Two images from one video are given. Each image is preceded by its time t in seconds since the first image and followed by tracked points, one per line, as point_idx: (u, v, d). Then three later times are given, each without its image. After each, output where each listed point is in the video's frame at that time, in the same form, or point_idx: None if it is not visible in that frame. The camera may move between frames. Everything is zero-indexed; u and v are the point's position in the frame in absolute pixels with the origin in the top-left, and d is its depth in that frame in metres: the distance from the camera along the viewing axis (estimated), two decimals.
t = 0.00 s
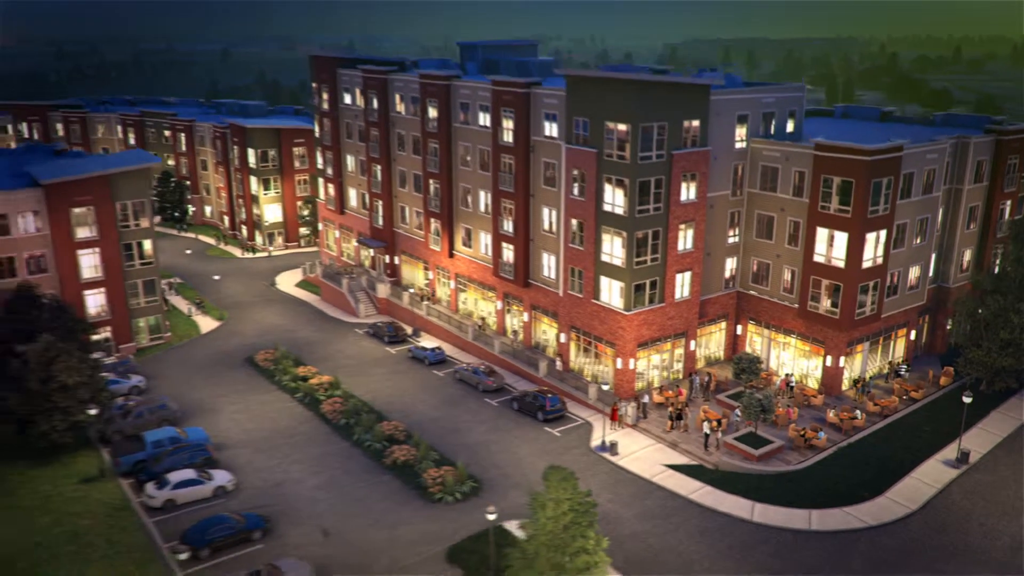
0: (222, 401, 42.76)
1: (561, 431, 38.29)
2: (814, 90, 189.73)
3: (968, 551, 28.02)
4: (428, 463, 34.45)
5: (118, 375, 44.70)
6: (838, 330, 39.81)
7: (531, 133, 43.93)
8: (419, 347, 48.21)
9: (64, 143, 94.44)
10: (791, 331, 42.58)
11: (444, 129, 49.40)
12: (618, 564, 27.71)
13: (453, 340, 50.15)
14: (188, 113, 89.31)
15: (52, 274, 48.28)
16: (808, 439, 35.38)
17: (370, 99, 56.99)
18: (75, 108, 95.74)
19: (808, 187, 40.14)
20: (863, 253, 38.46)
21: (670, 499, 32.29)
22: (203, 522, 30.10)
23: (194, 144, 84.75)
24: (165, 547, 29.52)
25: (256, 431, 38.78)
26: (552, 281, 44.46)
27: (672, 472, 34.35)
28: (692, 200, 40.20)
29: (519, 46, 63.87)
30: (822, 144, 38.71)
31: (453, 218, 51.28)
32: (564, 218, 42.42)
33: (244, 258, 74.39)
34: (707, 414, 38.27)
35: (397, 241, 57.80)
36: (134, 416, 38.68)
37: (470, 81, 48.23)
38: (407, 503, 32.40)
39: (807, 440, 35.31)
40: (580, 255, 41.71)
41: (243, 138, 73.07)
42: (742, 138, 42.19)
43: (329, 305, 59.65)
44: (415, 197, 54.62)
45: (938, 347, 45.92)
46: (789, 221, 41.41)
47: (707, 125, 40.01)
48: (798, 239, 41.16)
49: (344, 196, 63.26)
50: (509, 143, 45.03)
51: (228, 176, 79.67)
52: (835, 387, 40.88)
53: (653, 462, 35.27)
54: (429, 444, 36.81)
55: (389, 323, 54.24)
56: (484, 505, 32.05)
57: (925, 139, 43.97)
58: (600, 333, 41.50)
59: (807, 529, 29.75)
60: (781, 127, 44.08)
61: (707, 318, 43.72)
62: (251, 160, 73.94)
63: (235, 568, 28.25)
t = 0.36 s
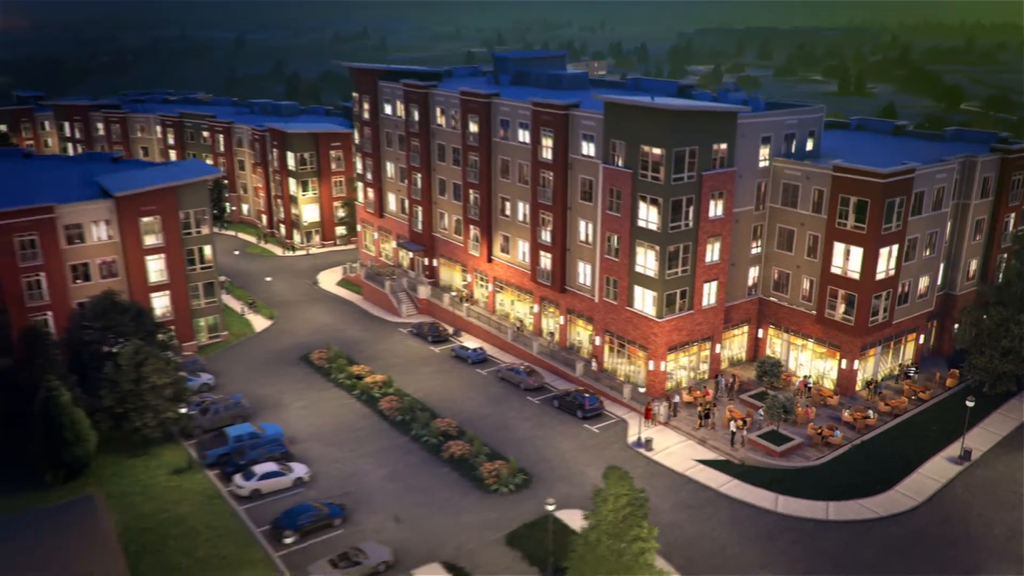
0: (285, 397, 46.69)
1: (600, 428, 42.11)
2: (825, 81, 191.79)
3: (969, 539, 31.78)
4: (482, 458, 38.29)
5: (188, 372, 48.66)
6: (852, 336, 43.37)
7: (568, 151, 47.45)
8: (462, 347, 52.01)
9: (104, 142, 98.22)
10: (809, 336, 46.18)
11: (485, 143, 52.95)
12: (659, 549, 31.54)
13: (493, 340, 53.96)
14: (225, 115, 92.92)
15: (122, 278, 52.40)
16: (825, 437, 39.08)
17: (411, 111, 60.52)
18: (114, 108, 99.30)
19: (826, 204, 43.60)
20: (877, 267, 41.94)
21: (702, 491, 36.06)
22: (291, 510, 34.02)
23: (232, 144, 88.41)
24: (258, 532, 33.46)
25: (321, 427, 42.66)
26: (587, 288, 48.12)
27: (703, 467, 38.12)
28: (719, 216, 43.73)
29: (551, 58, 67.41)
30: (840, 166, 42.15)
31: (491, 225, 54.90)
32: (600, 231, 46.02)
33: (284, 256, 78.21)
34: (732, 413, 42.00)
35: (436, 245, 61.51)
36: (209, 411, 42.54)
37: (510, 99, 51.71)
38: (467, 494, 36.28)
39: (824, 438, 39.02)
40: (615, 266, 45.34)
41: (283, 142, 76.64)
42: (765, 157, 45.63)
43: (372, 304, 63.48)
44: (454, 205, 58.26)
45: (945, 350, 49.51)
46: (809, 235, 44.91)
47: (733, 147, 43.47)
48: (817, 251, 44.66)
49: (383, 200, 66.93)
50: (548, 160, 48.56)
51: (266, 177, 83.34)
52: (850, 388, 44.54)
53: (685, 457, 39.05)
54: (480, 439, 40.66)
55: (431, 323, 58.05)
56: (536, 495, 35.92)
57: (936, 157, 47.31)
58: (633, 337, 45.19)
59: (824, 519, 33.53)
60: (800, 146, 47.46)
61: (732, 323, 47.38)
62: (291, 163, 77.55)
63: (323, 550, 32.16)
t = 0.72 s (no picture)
0: (345, 392, 51.06)
1: (635, 423, 46.38)
2: (838, 73, 194.14)
3: (969, 526, 35.93)
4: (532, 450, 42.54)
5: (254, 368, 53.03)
6: (866, 339, 47.34)
7: (605, 166, 51.36)
8: (503, 345, 56.22)
9: (146, 141, 102.48)
10: (826, 338, 50.19)
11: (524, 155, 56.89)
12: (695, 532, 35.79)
13: (530, 339, 58.13)
14: (262, 116, 96.92)
15: (189, 280, 56.76)
16: (841, 432, 43.19)
17: (451, 121, 64.45)
18: (154, 108, 103.42)
19: (843, 218, 47.46)
20: (889, 276, 45.85)
21: (731, 480, 40.26)
22: (366, 496, 38.40)
23: (270, 145, 92.47)
24: (338, 516, 37.82)
25: (382, 420, 46.99)
26: (621, 292, 52.20)
27: (730, 458, 42.33)
28: (745, 229, 47.68)
29: (581, 69, 71.16)
30: (856, 183, 45.97)
31: (529, 231, 58.94)
32: (634, 241, 50.05)
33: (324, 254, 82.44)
34: (756, 409, 46.09)
35: (474, 247, 65.61)
36: (279, 404, 46.88)
37: (548, 115, 55.56)
38: (520, 482, 40.58)
39: (840, 433, 43.11)
40: (649, 273, 49.38)
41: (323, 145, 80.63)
42: (787, 173, 49.46)
43: (413, 302, 67.70)
44: (493, 211, 62.31)
45: (951, 350, 53.48)
46: (827, 245, 48.82)
47: (759, 166, 47.31)
48: (834, 261, 48.57)
49: (422, 203, 70.98)
50: (585, 173, 52.51)
51: (305, 177, 87.43)
52: (863, 387, 48.56)
53: (714, 449, 43.27)
54: (528, 432, 44.90)
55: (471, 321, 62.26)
56: (582, 483, 40.19)
57: (945, 172, 51.03)
58: (665, 339, 49.30)
59: (840, 506, 37.71)
60: (820, 160, 51.15)
61: (755, 325, 51.41)
62: (330, 165, 81.61)
63: (398, 532, 36.50)
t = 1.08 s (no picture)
0: (400, 385, 55.70)
1: (668, 415, 50.91)
2: (852, 65, 196.66)
3: (971, 511, 40.43)
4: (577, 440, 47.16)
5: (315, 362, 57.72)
6: (880, 339, 51.67)
7: (639, 179, 55.64)
8: (542, 342, 60.75)
9: (187, 139, 107.00)
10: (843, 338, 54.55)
11: (562, 165, 61.16)
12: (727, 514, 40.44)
13: (566, 335, 62.65)
14: (299, 116, 101.18)
15: (251, 280, 61.39)
16: (856, 425, 47.66)
17: (490, 130, 68.68)
18: (194, 107, 107.84)
19: (860, 228, 51.68)
20: (902, 283, 50.12)
21: (757, 468, 44.83)
22: (433, 481, 43.14)
23: (309, 145, 96.81)
24: (408, 499, 42.61)
25: (437, 412, 51.65)
26: (653, 294, 56.62)
27: (756, 448, 46.89)
28: (770, 238, 51.95)
29: (611, 79, 75.18)
30: (872, 198, 50.17)
31: (565, 235, 63.32)
32: (667, 248, 54.39)
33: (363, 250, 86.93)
34: (779, 404, 50.56)
35: (511, 248, 70.02)
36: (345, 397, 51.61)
37: (586, 129, 59.73)
38: (568, 469, 45.21)
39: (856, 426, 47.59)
40: (680, 278, 53.77)
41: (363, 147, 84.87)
42: (809, 186, 53.62)
43: (453, 299, 72.21)
44: (530, 215, 66.66)
45: (958, 348, 57.76)
46: (845, 253, 53.08)
47: (783, 181, 51.52)
48: (851, 267, 52.83)
49: (460, 205, 75.33)
50: (620, 184, 56.79)
51: (343, 176, 91.80)
52: (877, 383, 52.95)
53: (741, 440, 47.83)
54: (571, 423, 49.50)
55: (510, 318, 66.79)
56: (623, 470, 44.81)
57: (955, 185, 55.09)
58: (694, 338, 53.75)
59: (857, 492, 42.28)
60: (840, 172, 55.23)
61: (777, 325, 55.78)
62: (369, 166, 85.93)
63: (463, 513, 41.25)
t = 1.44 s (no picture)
0: (451, 376, 60.72)
1: (699, 406, 55.85)
2: (866, 56, 199.33)
3: (974, 495, 45.29)
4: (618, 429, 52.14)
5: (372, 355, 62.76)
6: (893, 337, 56.44)
7: (672, 188, 60.26)
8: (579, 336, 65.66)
9: (228, 136, 111.71)
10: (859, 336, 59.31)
11: (598, 173, 65.80)
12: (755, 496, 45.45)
13: (601, 330, 67.55)
14: (336, 115, 105.77)
15: (309, 278, 66.33)
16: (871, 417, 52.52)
17: (528, 137, 73.27)
18: (234, 105, 112.52)
19: (876, 236, 56.29)
20: (915, 287, 54.78)
21: (781, 455, 49.77)
22: (491, 466, 48.26)
23: (347, 143, 101.48)
24: (470, 481, 47.76)
25: (488, 402, 56.67)
26: (684, 294, 61.41)
27: (780, 437, 51.83)
28: (793, 244, 56.60)
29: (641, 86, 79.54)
30: (888, 209, 54.72)
31: (600, 237, 68.05)
32: (697, 252, 59.12)
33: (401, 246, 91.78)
34: (800, 396, 55.43)
35: (547, 247, 74.77)
36: (403, 387, 56.64)
37: (621, 139, 64.30)
38: (611, 455, 50.22)
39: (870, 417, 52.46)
40: (710, 280, 58.54)
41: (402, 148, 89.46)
42: (830, 196, 58.16)
43: (491, 294, 77.10)
44: (566, 217, 71.38)
45: (966, 344, 62.43)
46: (862, 258, 57.72)
47: (806, 192, 56.11)
48: (867, 271, 57.45)
49: (497, 206, 80.05)
50: (654, 192, 61.44)
51: (381, 174, 96.56)
52: (890, 377, 57.75)
53: (766, 429, 52.78)
54: (611, 413, 54.49)
55: (547, 313, 71.66)
56: (660, 456, 49.83)
57: (964, 194, 59.53)
58: (722, 335, 58.57)
59: (871, 477, 47.28)
60: (858, 183, 59.45)
61: (798, 323, 60.54)
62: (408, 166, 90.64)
63: (520, 495, 46.35)
